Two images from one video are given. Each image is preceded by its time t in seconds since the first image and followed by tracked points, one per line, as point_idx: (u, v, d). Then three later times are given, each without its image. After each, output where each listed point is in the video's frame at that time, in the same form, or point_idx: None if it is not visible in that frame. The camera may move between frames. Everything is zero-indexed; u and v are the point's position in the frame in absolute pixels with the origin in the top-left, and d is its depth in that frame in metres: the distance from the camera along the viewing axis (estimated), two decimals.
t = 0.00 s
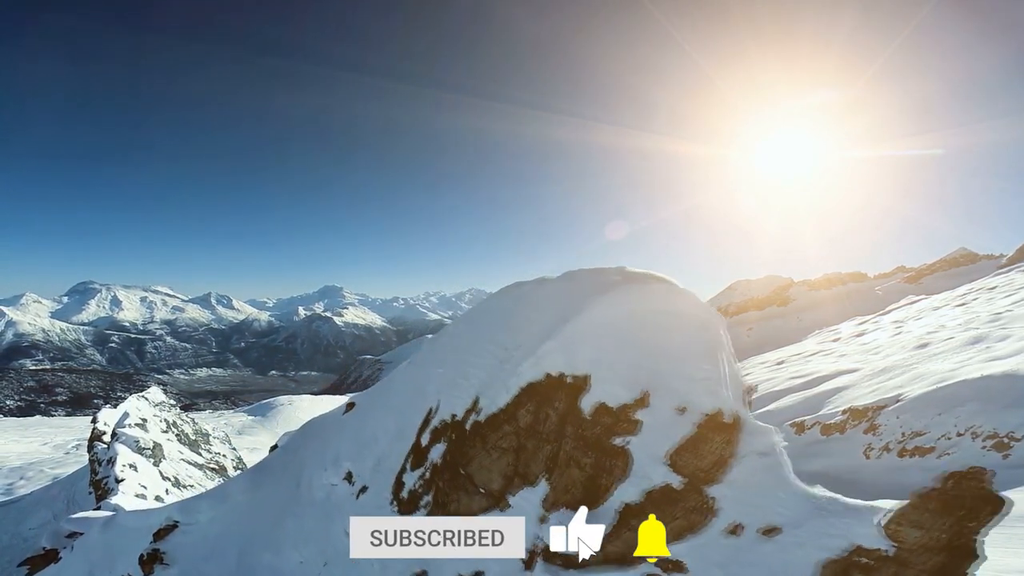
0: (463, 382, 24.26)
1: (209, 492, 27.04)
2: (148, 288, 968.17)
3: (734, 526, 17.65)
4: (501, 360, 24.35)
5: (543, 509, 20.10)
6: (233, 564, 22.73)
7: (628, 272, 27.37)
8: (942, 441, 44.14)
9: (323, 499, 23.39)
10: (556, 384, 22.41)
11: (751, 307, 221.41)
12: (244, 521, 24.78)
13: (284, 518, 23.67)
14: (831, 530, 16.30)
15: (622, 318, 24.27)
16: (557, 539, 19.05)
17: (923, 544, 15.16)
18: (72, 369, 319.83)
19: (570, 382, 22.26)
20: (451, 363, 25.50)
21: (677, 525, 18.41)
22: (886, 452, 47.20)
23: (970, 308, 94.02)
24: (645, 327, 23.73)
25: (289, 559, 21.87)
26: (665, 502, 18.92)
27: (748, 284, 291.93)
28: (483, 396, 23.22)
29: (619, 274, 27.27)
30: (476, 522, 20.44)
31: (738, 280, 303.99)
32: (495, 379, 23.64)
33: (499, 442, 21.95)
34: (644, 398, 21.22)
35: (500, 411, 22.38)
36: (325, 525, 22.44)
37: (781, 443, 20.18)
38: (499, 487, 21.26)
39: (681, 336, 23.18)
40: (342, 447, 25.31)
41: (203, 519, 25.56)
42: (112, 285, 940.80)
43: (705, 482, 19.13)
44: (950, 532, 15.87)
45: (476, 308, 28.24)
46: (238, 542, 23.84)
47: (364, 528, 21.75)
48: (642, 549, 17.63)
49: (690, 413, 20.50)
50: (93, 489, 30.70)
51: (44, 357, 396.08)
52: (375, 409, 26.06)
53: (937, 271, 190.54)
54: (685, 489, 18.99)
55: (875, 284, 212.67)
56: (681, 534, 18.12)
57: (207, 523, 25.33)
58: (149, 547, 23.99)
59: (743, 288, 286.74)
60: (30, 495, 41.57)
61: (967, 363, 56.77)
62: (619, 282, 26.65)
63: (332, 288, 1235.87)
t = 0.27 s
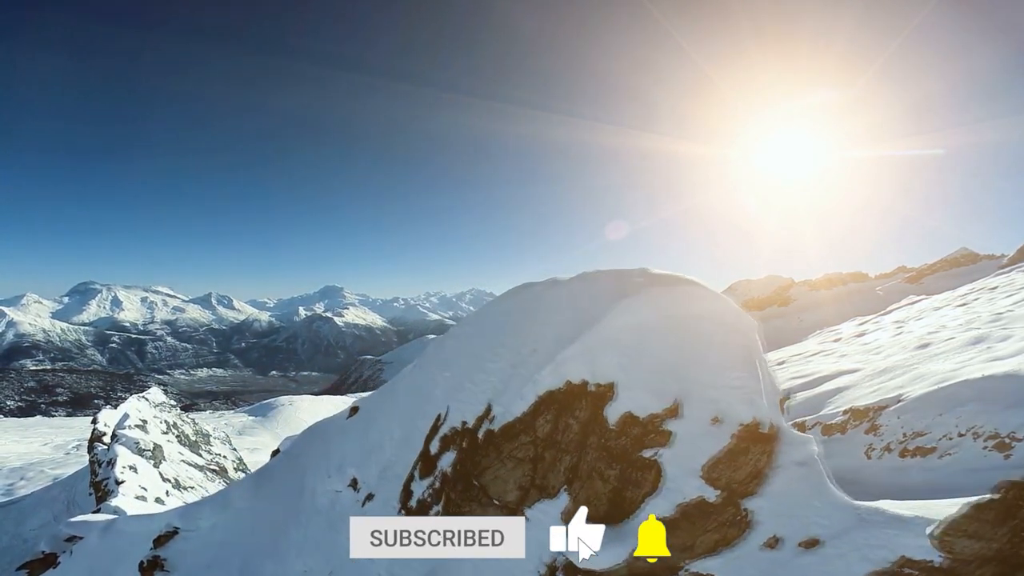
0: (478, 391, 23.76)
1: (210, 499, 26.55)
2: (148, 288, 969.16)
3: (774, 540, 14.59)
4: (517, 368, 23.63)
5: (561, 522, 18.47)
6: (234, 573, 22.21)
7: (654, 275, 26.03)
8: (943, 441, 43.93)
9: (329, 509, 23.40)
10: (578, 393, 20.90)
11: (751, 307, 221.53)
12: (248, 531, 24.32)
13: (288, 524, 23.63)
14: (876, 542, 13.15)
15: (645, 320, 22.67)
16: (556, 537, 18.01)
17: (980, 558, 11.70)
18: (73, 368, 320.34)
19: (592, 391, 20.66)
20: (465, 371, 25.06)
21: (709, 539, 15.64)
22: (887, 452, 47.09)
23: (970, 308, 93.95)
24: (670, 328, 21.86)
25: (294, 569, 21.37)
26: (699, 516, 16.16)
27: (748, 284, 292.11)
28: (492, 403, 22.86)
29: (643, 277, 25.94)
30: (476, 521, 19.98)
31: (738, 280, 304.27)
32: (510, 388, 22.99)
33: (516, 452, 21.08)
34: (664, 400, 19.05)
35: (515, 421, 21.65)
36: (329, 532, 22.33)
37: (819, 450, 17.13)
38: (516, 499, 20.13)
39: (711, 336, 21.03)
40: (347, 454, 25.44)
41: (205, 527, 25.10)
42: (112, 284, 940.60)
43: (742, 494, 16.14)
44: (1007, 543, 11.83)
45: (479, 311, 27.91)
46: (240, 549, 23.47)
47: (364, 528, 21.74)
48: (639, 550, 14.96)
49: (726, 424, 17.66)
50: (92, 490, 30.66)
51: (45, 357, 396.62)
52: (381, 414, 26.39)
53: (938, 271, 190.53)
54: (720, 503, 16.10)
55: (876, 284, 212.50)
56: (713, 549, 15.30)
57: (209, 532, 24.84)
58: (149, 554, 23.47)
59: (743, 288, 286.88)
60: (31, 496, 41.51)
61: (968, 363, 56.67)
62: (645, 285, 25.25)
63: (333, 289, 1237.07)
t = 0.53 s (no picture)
0: (489, 398, 22.34)
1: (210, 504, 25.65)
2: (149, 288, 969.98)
3: (816, 554, 14.22)
4: (533, 373, 22.26)
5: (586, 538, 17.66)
6: None
7: (682, 276, 24.46)
8: (945, 441, 43.86)
9: (330, 516, 22.12)
10: (604, 403, 19.69)
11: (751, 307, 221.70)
12: (248, 535, 23.37)
13: (287, 530, 22.73)
14: (926, 554, 12.96)
15: (674, 324, 21.12)
16: (557, 534, 18.25)
17: None
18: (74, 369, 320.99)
19: (620, 400, 19.47)
20: (474, 374, 23.62)
21: (748, 554, 15.07)
22: (889, 452, 47.08)
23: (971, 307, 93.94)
24: (704, 335, 20.35)
25: None
26: (739, 532, 15.47)
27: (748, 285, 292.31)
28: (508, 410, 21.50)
29: (671, 278, 24.34)
30: (476, 521, 19.58)
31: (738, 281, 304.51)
32: (525, 395, 21.61)
33: (534, 465, 19.90)
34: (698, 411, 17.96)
35: (534, 432, 20.28)
36: (330, 537, 21.28)
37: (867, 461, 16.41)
38: (535, 515, 19.12)
39: (751, 344, 19.51)
40: (352, 461, 24.13)
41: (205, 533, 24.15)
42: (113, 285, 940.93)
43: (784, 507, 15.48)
44: None
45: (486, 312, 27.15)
46: (240, 555, 22.52)
47: (364, 528, 21.08)
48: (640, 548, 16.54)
49: (768, 436, 16.73)
50: (93, 491, 30.73)
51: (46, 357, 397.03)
52: (387, 418, 25.04)
53: (939, 271, 190.51)
54: (761, 517, 15.41)
55: (876, 284, 212.35)
56: (753, 565, 14.77)
57: (209, 537, 23.92)
58: (148, 561, 22.67)
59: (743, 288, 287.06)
60: (31, 496, 41.24)
61: (969, 363, 56.59)
62: (671, 289, 23.55)
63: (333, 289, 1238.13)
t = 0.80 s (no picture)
0: (507, 405, 21.42)
1: (213, 511, 25.24)
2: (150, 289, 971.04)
3: (871, 569, 14.14)
4: (555, 380, 21.28)
5: (620, 556, 17.13)
6: None
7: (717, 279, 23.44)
8: (946, 441, 43.83)
9: (336, 525, 21.64)
10: (642, 416, 18.88)
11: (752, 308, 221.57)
12: (252, 544, 22.94)
13: (291, 535, 22.44)
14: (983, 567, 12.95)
15: (713, 330, 20.17)
16: (556, 534, 18.34)
17: None
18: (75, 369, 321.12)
19: (656, 412, 18.65)
20: (490, 380, 22.66)
21: (800, 571, 14.86)
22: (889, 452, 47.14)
23: (971, 307, 93.82)
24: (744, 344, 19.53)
25: None
26: (789, 549, 15.20)
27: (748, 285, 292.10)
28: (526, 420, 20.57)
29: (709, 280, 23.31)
30: (475, 521, 19.45)
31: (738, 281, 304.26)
32: (546, 404, 20.66)
33: (560, 479, 19.22)
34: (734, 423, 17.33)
35: (560, 445, 19.45)
36: (334, 544, 20.98)
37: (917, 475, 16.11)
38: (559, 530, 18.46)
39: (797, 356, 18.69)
40: (357, 467, 23.54)
41: (207, 540, 23.75)
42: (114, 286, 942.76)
43: (837, 523, 15.23)
44: None
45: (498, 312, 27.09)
46: (244, 564, 22.08)
47: (364, 528, 20.99)
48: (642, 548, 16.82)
49: (821, 449, 16.13)
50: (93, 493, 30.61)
51: (46, 358, 396.89)
52: (394, 422, 24.42)
53: (939, 271, 190.01)
54: (814, 533, 15.14)
55: (877, 284, 212.04)
56: None
57: (211, 545, 23.51)
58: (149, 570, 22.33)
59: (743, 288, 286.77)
60: (31, 497, 41.11)
61: (970, 363, 56.48)
62: (708, 291, 22.56)
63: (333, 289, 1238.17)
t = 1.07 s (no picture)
0: (527, 411, 21.09)
1: (214, 517, 24.88)
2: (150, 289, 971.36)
3: None
4: (579, 386, 20.97)
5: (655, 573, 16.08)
6: None
7: (754, 284, 23.57)
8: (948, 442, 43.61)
9: (341, 532, 21.29)
10: (678, 428, 18.25)
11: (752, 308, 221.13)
12: (254, 551, 22.59)
13: (294, 541, 22.16)
14: None
15: (741, 338, 20.26)
16: (556, 534, 18.21)
17: None
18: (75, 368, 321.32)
19: (693, 424, 18.06)
20: (509, 385, 22.47)
21: None
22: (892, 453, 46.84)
23: (971, 308, 93.60)
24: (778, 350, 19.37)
25: None
26: (842, 566, 13.98)
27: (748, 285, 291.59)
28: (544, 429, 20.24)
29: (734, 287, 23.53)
30: (475, 521, 19.46)
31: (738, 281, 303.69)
32: (569, 411, 20.33)
33: (586, 492, 18.50)
34: (769, 433, 16.84)
35: (588, 459, 18.93)
36: (337, 550, 20.66)
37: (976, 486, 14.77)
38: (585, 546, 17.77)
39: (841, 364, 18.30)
40: (361, 472, 23.55)
41: (208, 546, 23.40)
42: (114, 286, 943.23)
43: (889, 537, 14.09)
44: None
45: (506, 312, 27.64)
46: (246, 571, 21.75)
47: (364, 528, 20.94)
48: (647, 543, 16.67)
49: (875, 460, 15.43)
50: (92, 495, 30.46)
51: (46, 358, 396.57)
52: (400, 429, 24.48)
53: (940, 271, 189.65)
54: (866, 547, 14.01)
55: (877, 284, 211.50)
56: None
57: (213, 551, 23.14)
58: None
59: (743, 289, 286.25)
60: (32, 498, 41.00)
61: (971, 363, 56.26)
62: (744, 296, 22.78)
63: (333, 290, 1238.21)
